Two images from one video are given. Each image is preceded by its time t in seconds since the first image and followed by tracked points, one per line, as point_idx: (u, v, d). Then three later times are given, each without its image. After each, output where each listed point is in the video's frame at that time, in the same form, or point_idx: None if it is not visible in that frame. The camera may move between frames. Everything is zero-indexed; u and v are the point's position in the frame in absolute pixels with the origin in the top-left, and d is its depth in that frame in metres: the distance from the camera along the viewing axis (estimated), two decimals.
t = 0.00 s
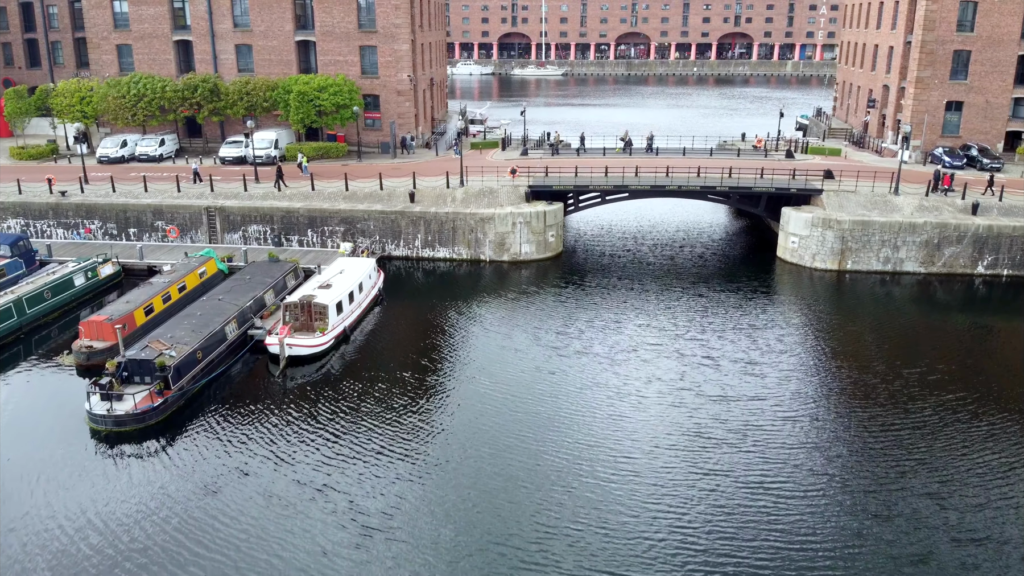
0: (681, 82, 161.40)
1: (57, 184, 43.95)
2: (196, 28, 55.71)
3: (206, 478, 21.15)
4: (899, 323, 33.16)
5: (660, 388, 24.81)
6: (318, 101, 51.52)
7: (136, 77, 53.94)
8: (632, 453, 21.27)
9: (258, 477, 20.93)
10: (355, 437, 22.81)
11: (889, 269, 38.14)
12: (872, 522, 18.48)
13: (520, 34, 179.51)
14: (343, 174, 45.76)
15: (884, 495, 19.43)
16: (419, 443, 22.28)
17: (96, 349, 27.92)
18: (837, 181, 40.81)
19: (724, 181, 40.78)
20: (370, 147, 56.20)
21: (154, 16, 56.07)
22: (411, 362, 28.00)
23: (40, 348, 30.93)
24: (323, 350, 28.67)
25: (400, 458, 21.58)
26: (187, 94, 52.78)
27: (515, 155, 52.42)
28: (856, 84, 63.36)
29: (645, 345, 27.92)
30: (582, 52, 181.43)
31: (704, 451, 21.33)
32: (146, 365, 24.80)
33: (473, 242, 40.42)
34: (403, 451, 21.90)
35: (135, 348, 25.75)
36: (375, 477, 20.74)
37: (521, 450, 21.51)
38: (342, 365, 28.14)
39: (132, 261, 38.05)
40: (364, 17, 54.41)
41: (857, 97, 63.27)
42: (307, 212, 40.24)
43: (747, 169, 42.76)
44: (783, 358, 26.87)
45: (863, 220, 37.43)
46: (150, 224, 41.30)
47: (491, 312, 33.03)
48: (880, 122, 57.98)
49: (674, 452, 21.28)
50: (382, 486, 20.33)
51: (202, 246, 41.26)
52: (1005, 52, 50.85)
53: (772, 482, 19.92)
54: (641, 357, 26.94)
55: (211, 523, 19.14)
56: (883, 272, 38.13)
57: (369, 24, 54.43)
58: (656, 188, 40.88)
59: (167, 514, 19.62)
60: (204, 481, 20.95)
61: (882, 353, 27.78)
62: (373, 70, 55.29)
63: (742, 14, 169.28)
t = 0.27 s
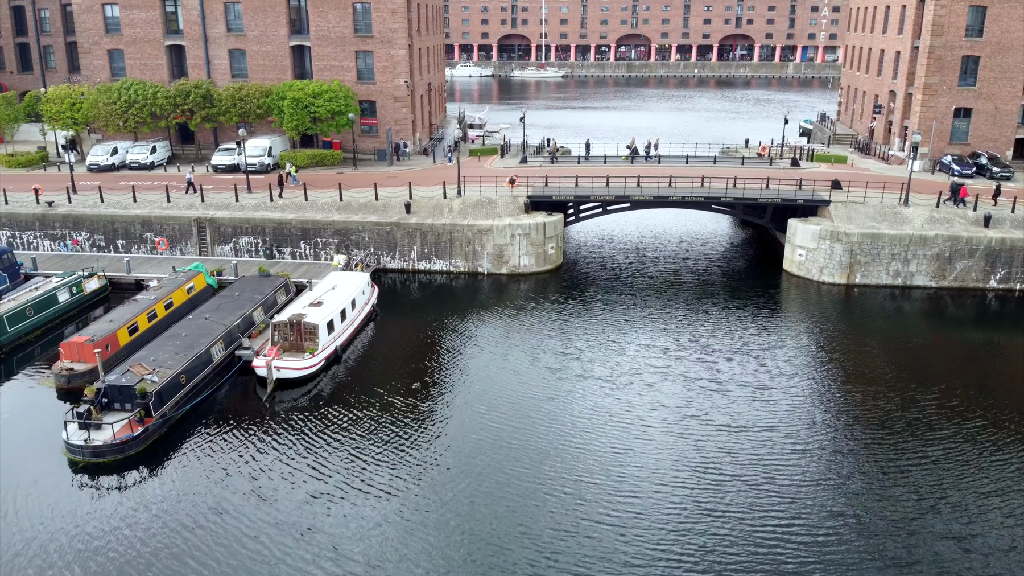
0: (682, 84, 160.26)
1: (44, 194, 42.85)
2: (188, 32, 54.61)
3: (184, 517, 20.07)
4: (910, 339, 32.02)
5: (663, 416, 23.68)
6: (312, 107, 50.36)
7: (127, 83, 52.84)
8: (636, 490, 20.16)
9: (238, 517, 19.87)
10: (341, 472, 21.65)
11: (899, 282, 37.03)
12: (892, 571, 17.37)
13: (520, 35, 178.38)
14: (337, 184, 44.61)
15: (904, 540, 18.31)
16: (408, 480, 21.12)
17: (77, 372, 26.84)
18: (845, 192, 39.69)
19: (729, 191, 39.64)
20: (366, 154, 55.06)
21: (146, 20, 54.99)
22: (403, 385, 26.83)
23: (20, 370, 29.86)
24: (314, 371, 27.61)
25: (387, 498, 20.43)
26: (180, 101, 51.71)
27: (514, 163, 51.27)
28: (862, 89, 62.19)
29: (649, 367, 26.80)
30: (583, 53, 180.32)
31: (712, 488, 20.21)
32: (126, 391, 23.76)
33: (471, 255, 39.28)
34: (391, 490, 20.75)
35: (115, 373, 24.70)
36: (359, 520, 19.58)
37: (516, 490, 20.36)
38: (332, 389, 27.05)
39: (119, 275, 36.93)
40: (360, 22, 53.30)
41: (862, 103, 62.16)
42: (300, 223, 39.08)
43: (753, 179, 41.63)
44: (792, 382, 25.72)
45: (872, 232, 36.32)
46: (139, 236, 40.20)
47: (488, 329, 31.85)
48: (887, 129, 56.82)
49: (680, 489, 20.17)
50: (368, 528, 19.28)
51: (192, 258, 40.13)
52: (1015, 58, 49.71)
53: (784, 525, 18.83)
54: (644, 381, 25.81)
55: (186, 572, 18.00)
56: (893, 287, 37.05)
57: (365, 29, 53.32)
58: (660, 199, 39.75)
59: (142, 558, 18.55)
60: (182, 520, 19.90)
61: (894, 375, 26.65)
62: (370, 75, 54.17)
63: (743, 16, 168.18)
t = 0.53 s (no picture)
0: (683, 86, 159.17)
1: (29, 206, 41.70)
2: (180, 38, 53.47)
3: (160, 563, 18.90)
4: (923, 358, 30.82)
5: (668, 449, 22.47)
6: (306, 114, 49.12)
7: (117, 89, 51.69)
8: (641, 533, 19.00)
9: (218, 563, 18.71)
10: (325, 515, 20.41)
11: (910, 298, 35.86)
12: None
13: (520, 37, 177.25)
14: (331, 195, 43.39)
15: None
16: (395, 525, 19.88)
17: (55, 399, 25.64)
18: (854, 204, 38.51)
19: (735, 203, 38.48)
20: (362, 162, 53.85)
21: (137, 25, 53.87)
22: (394, 413, 25.60)
23: None
24: (303, 397, 26.41)
25: (372, 545, 19.19)
26: (170, 108, 50.32)
27: (513, 172, 50.05)
28: (868, 95, 60.98)
29: (653, 393, 25.63)
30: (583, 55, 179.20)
31: (722, 531, 19.04)
32: (103, 422, 22.59)
33: (468, 269, 38.06)
34: (377, 535, 19.52)
35: (93, 402, 23.53)
36: (341, 572, 18.34)
37: (512, 533, 19.20)
38: (321, 416, 25.89)
39: (104, 291, 35.77)
40: (356, 27, 52.15)
41: (868, 109, 61.01)
42: (292, 237, 37.88)
43: (758, 190, 40.42)
44: (803, 411, 24.49)
45: (882, 247, 35.16)
46: (126, 249, 39.03)
47: (484, 349, 30.62)
48: (894, 136, 55.61)
49: (687, 532, 19.02)
50: None
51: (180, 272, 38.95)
52: None
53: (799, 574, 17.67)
54: (647, 409, 24.62)
55: None
56: (903, 303, 35.89)
57: (361, 35, 52.18)
58: (663, 211, 38.59)
59: None
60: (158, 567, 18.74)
61: (910, 400, 25.47)
62: (366, 82, 53.04)
63: (745, 17, 167.05)
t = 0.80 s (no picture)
0: (684, 88, 158.18)
1: (16, 216, 40.68)
2: (173, 42, 52.44)
3: None
4: (936, 376, 29.72)
5: (673, 481, 21.33)
6: (301, 120, 48.03)
7: (108, 95, 50.68)
8: None
9: None
10: (308, 556, 19.23)
11: (921, 313, 34.81)
12: None
13: (520, 39, 176.23)
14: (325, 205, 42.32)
15: None
16: (380, 570, 18.64)
17: (34, 423, 24.60)
18: (862, 215, 37.44)
19: (740, 214, 37.42)
20: (358, 169, 52.75)
21: (129, 29, 52.85)
22: (385, 439, 24.43)
23: None
24: (292, 421, 25.39)
25: None
26: (162, 115, 49.34)
27: (513, 180, 48.96)
28: (874, 100, 59.87)
29: (656, 417, 24.58)
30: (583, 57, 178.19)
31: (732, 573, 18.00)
32: (80, 451, 21.55)
33: (466, 282, 36.92)
34: None
35: (71, 429, 22.49)
36: None
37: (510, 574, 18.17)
38: (311, 441, 24.86)
39: (91, 306, 34.76)
40: (351, 31, 51.10)
41: (873, 114, 59.98)
42: (284, 249, 36.80)
43: (764, 200, 39.34)
44: (814, 438, 23.45)
45: (892, 260, 34.11)
46: (114, 261, 38.00)
47: (480, 368, 29.43)
48: (901, 142, 54.54)
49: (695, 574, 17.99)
50: None
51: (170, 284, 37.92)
52: None
53: None
54: (651, 437, 23.53)
55: None
56: (914, 317, 34.84)
57: (357, 39, 51.13)
58: (666, 222, 37.52)
59: None
60: None
61: (925, 424, 24.46)
62: (361, 86, 51.98)
63: (746, 19, 165.96)
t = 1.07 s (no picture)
0: (685, 90, 157.15)
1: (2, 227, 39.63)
2: (165, 47, 51.35)
3: None
4: (952, 398, 28.53)
5: (681, 524, 20.08)
6: (296, 128, 46.81)
7: (98, 102, 49.59)
8: None
9: None
10: None
11: (934, 330, 33.69)
12: None
13: (520, 40, 175.18)
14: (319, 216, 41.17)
15: None
16: None
17: (11, 452, 23.54)
18: (872, 227, 36.32)
19: (746, 226, 36.29)
20: (354, 177, 51.62)
21: (121, 35, 51.78)
22: (376, 472, 23.19)
23: None
24: (280, 450, 24.32)
25: None
26: (153, 122, 48.17)
27: (512, 189, 47.81)
28: (880, 106, 58.74)
29: (661, 446, 23.45)
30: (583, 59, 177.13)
31: None
32: (55, 486, 20.48)
33: (463, 296, 35.64)
34: None
35: (48, 461, 21.43)
36: None
37: None
38: (299, 472, 23.77)
39: (77, 323, 33.70)
40: (347, 36, 50.01)
41: (880, 120, 58.90)
42: (276, 262, 35.63)
43: (770, 211, 38.20)
44: (827, 470, 22.34)
45: (904, 275, 33.00)
46: (101, 275, 36.91)
47: (477, 389, 28.18)
48: (908, 149, 53.43)
49: None
50: None
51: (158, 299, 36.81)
52: None
53: None
54: (656, 468, 22.40)
55: None
56: (926, 334, 33.72)
57: (353, 44, 50.04)
58: (669, 235, 36.39)
59: None
60: None
61: (943, 453, 23.36)
62: (357, 93, 50.92)
63: (747, 20, 164.83)
